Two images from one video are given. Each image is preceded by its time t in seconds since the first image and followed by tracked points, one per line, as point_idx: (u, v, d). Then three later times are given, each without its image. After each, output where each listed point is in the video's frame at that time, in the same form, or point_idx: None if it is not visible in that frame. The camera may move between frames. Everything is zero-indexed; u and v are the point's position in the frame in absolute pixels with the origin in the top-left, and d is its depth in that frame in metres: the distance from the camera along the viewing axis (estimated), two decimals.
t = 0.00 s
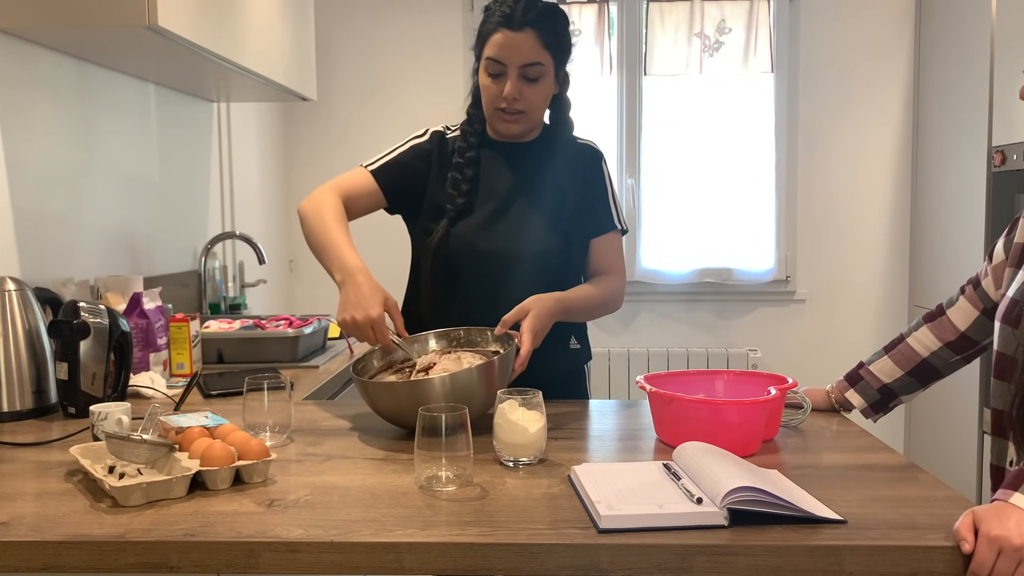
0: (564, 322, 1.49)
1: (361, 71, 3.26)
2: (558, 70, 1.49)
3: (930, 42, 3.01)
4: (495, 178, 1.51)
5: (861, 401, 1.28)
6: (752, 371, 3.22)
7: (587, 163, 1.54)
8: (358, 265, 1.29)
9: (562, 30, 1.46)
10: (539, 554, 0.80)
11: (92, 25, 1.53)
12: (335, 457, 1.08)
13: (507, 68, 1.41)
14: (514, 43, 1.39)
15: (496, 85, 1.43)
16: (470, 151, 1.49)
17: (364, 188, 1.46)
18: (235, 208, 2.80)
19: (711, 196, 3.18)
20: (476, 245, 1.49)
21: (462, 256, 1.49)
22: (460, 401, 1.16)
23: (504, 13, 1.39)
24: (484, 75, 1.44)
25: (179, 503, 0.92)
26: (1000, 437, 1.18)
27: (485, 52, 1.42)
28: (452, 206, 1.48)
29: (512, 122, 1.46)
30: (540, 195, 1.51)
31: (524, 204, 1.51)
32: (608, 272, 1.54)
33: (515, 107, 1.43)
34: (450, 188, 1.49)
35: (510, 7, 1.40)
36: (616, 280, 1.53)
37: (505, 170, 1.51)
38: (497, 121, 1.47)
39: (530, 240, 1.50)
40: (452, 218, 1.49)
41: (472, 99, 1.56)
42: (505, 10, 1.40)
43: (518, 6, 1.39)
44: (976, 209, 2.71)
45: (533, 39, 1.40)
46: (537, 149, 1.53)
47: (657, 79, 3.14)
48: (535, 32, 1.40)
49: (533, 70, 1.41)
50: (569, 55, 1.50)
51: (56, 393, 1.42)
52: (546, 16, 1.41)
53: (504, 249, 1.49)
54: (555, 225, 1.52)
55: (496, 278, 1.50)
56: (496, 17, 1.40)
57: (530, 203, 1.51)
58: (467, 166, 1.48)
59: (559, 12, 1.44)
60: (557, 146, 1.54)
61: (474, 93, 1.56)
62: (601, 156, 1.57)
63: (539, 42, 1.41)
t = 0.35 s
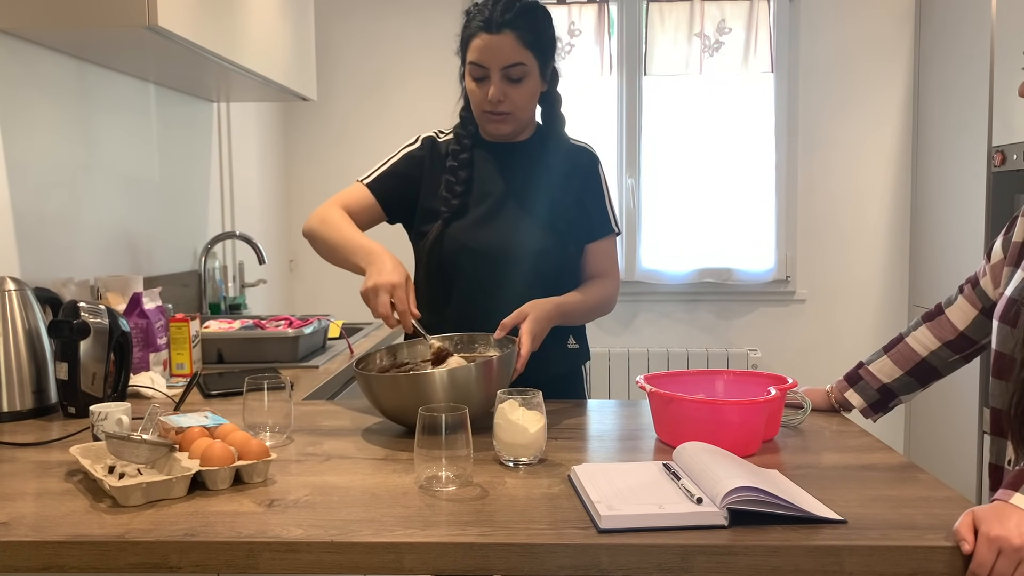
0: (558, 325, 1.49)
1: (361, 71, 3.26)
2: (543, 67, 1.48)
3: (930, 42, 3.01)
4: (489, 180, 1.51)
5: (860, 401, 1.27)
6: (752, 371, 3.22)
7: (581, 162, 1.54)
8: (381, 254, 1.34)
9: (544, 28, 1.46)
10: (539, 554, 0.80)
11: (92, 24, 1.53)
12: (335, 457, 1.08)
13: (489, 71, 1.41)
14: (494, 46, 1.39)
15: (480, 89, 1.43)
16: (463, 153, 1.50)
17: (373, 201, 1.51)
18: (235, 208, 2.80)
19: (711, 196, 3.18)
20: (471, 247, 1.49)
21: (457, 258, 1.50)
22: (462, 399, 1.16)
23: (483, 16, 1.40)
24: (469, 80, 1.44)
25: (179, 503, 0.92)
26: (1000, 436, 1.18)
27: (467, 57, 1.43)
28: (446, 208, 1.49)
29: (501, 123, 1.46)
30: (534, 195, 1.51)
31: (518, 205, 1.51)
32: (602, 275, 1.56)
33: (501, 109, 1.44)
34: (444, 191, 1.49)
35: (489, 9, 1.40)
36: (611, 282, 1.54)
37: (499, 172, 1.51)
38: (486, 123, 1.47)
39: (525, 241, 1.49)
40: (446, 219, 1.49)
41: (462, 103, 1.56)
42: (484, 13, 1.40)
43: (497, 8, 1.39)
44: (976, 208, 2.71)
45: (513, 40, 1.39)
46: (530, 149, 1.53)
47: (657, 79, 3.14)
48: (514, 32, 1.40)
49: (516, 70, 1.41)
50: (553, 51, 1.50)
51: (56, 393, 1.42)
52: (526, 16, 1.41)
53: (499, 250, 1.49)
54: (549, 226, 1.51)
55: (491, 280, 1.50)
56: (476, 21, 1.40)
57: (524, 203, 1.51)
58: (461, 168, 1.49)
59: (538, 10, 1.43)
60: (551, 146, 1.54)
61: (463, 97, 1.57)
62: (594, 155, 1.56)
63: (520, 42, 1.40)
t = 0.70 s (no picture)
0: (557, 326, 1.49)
1: (361, 71, 3.26)
2: (546, 67, 1.48)
3: (930, 42, 3.01)
4: (490, 179, 1.51)
5: (860, 401, 1.28)
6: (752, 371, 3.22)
7: (582, 163, 1.54)
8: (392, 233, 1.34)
9: (548, 28, 1.46)
10: (538, 554, 0.80)
11: (91, 25, 1.53)
12: (335, 457, 1.08)
13: (493, 70, 1.41)
14: (498, 45, 1.39)
15: (484, 87, 1.43)
16: (465, 153, 1.49)
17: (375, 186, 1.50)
18: (235, 209, 2.80)
19: (711, 196, 3.18)
20: (471, 247, 1.49)
21: (457, 258, 1.50)
22: (463, 400, 1.16)
23: (487, 15, 1.40)
24: (472, 79, 1.44)
25: (179, 503, 0.92)
26: (1000, 436, 1.17)
27: (471, 56, 1.43)
28: (447, 207, 1.49)
29: (503, 123, 1.46)
30: (535, 194, 1.51)
31: (518, 205, 1.51)
32: (603, 276, 1.56)
33: (504, 108, 1.43)
34: (445, 190, 1.49)
35: (494, 9, 1.40)
36: (611, 283, 1.54)
37: (500, 171, 1.51)
38: (488, 122, 1.47)
39: (525, 240, 1.49)
40: (447, 217, 1.49)
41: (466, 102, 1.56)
42: (488, 13, 1.40)
43: (501, 7, 1.39)
44: (976, 208, 2.71)
45: (517, 39, 1.40)
46: (532, 149, 1.53)
47: (657, 79, 3.14)
48: (518, 31, 1.40)
49: (520, 70, 1.41)
50: (555, 51, 1.50)
51: (56, 393, 1.42)
52: (530, 16, 1.41)
53: (498, 249, 1.49)
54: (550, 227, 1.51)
55: (491, 280, 1.50)
56: (480, 21, 1.40)
57: (525, 204, 1.51)
58: (462, 167, 1.49)
59: (542, 11, 1.44)
60: (552, 146, 1.54)
61: (466, 97, 1.57)
62: (596, 156, 1.56)
63: (523, 42, 1.41)
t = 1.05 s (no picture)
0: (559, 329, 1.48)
1: (361, 71, 3.26)
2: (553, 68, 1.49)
3: (931, 42, 3.01)
4: (495, 178, 1.50)
5: (859, 401, 1.28)
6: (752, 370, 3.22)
7: (584, 164, 1.55)
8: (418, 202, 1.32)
9: (555, 28, 1.46)
10: (538, 555, 0.80)
11: (90, 25, 1.53)
12: (335, 457, 1.08)
13: (502, 68, 1.40)
14: (508, 44, 1.38)
15: (491, 86, 1.42)
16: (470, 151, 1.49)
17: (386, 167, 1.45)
18: (235, 209, 2.80)
19: (711, 195, 3.18)
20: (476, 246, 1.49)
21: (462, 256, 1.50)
22: (463, 399, 1.16)
23: (496, 14, 1.39)
24: (479, 77, 1.43)
25: (179, 503, 0.92)
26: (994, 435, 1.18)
27: (478, 53, 1.42)
28: (453, 206, 1.48)
29: (509, 121, 1.46)
30: (539, 194, 1.52)
31: (523, 205, 1.51)
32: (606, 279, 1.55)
33: (511, 107, 1.43)
34: (451, 188, 1.49)
35: (503, 7, 1.39)
36: (613, 285, 1.54)
37: (505, 171, 1.51)
38: (494, 121, 1.47)
39: (530, 240, 1.50)
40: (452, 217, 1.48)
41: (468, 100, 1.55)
42: (497, 11, 1.39)
43: (510, 6, 1.39)
44: (976, 208, 2.71)
45: (527, 38, 1.39)
46: (535, 150, 1.53)
47: (657, 79, 3.14)
48: (527, 31, 1.40)
49: (528, 68, 1.41)
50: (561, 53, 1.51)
51: (56, 393, 1.42)
52: (538, 16, 1.41)
53: (502, 249, 1.49)
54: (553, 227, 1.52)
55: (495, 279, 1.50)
56: (489, 19, 1.40)
57: (529, 203, 1.51)
58: (467, 166, 1.48)
59: (550, 11, 1.44)
60: (555, 147, 1.54)
61: (468, 94, 1.56)
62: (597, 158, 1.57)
63: (532, 41, 1.40)
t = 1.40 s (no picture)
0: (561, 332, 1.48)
1: (362, 71, 3.26)
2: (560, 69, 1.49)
3: (931, 41, 3.01)
4: (501, 180, 1.50)
5: (856, 399, 1.29)
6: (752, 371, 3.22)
7: (589, 167, 1.55)
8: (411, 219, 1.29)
9: (562, 30, 1.46)
10: (539, 554, 0.80)
11: (90, 24, 1.53)
12: (335, 457, 1.08)
13: (510, 68, 1.40)
14: (517, 44, 1.38)
15: (498, 86, 1.42)
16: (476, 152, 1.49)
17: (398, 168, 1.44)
18: (235, 209, 2.80)
19: (711, 195, 3.18)
20: (480, 247, 1.49)
21: (466, 257, 1.49)
22: (464, 400, 1.16)
23: (505, 14, 1.39)
24: (486, 76, 1.43)
25: (179, 503, 0.92)
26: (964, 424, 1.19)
27: (486, 53, 1.42)
28: (459, 206, 1.48)
29: (516, 122, 1.46)
30: (544, 196, 1.52)
31: (527, 207, 1.51)
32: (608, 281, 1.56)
33: (519, 107, 1.43)
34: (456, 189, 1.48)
35: (511, 8, 1.40)
36: (615, 288, 1.55)
37: (510, 172, 1.51)
38: (500, 121, 1.46)
39: (534, 243, 1.50)
40: (458, 218, 1.48)
41: (473, 99, 1.55)
42: (505, 11, 1.40)
43: (519, 7, 1.39)
44: (976, 208, 2.71)
45: (536, 39, 1.40)
46: (539, 151, 1.53)
47: (657, 79, 3.14)
48: (537, 32, 1.40)
49: (536, 69, 1.41)
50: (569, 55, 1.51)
51: (56, 393, 1.42)
52: (546, 17, 1.41)
53: (506, 250, 1.49)
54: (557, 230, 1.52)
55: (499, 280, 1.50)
56: (497, 18, 1.40)
57: (533, 205, 1.51)
58: (473, 166, 1.48)
59: (559, 12, 1.44)
60: (560, 149, 1.54)
61: (474, 94, 1.56)
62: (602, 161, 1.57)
63: (541, 42, 1.41)
